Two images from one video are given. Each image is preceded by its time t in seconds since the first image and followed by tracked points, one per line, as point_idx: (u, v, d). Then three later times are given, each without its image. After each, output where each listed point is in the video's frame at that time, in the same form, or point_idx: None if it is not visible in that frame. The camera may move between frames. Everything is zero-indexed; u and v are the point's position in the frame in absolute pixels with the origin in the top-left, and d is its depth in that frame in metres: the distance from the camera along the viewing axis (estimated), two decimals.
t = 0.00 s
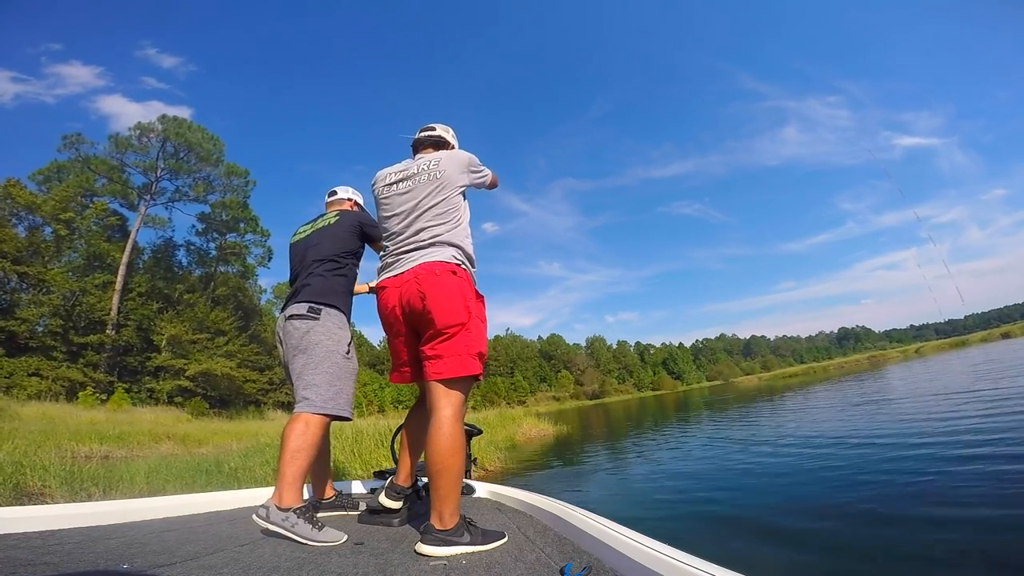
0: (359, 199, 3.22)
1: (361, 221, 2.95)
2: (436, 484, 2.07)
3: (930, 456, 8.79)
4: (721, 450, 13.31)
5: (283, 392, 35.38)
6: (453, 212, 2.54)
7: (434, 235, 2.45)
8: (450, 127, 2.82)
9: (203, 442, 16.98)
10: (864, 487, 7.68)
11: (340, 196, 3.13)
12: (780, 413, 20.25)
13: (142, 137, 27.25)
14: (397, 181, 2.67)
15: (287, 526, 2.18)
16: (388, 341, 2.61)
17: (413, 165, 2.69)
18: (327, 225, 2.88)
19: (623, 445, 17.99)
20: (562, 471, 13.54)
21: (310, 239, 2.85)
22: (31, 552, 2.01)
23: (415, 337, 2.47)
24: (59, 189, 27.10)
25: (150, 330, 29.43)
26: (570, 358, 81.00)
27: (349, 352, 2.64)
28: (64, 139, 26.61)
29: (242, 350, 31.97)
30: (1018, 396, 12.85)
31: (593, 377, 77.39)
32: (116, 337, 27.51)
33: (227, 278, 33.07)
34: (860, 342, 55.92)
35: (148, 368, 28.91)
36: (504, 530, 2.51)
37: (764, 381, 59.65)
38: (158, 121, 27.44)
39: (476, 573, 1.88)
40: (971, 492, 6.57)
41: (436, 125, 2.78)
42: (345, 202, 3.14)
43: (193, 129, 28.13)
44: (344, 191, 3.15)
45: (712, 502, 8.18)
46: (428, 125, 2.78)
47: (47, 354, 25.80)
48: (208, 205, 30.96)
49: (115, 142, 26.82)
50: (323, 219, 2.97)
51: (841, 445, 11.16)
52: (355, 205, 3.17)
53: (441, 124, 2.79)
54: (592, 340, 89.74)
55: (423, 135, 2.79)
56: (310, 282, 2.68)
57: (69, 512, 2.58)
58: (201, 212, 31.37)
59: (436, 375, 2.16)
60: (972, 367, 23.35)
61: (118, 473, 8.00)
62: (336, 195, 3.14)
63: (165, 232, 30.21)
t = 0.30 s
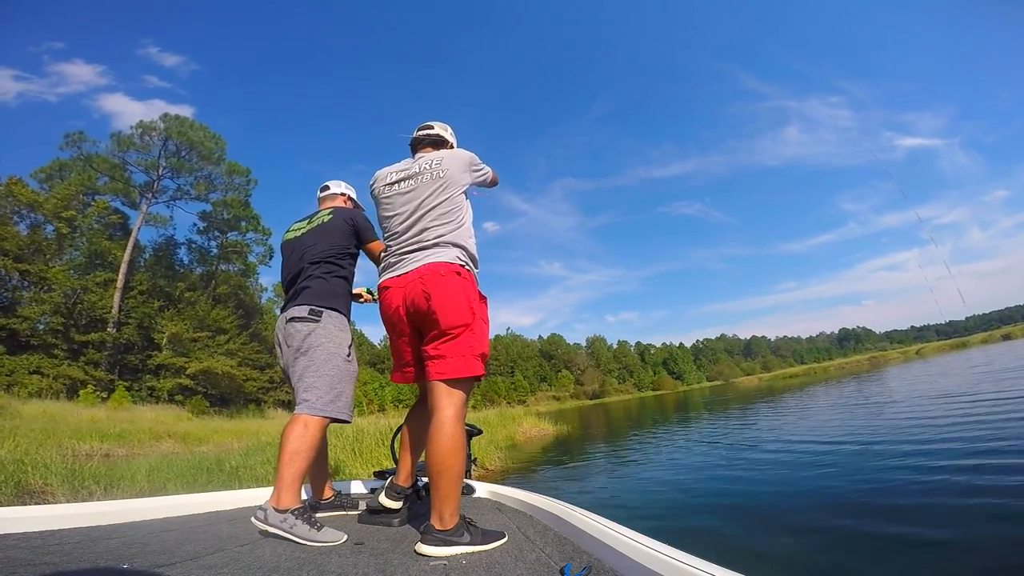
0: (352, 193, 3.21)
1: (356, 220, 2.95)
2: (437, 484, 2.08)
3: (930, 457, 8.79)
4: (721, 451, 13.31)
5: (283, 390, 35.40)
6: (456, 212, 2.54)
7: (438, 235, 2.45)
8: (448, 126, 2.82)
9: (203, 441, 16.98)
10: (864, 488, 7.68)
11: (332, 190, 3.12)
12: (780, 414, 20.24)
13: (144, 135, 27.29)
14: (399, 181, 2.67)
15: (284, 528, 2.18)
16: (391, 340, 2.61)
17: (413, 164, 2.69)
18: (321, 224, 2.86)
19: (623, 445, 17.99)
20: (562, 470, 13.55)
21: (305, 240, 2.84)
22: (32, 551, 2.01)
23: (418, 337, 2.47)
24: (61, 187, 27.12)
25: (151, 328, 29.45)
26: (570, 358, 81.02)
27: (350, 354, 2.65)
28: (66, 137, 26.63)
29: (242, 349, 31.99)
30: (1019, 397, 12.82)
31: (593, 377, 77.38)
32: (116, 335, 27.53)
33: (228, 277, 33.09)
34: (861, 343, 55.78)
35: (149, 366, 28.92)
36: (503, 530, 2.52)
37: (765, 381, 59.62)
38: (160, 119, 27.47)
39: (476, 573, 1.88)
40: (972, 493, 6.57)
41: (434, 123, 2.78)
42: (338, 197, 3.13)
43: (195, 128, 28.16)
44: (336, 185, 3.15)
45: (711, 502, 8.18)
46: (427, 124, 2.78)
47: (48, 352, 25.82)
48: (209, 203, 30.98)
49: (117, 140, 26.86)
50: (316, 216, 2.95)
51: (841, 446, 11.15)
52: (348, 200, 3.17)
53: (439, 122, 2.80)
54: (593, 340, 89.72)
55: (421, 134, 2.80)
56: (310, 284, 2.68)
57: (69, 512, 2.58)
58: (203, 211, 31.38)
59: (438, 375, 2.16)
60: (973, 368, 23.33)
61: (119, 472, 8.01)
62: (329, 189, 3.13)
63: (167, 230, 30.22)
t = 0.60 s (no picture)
0: (352, 191, 3.22)
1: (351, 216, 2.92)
2: (438, 484, 2.08)
3: (931, 458, 8.78)
4: (721, 451, 13.30)
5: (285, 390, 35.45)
6: (459, 211, 2.54)
7: (441, 234, 2.45)
8: (448, 125, 2.84)
9: (205, 440, 16.99)
10: (865, 489, 7.68)
11: (332, 187, 3.13)
12: (781, 415, 20.23)
13: (146, 134, 27.33)
14: (401, 181, 2.68)
15: (283, 529, 2.20)
16: (392, 340, 2.62)
17: (414, 163, 2.70)
18: (315, 223, 2.86)
19: (624, 445, 18.01)
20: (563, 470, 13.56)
21: (302, 240, 2.84)
22: (32, 551, 2.02)
23: (421, 336, 2.47)
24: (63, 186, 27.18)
25: (152, 327, 29.46)
26: (571, 358, 81.06)
27: (348, 355, 2.65)
28: (69, 136, 26.69)
29: (243, 348, 32.04)
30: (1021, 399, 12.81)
31: (594, 377, 77.39)
32: (118, 334, 27.56)
33: (229, 276, 33.14)
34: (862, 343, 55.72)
35: (150, 365, 28.94)
36: (503, 530, 2.52)
37: (765, 381, 59.64)
38: (162, 118, 27.50)
39: (477, 573, 1.88)
40: (971, 494, 6.58)
41: (434, 123, 2.79)
42: (337, 194, 3.14)
43: (198, 127, 28.20)
44: (337, 183, 3.16)
45: (711, 503, 8.18)
46: (426, 123, 2.79)
47: (50, 350, 25.87)
48: (211, 202, 31.03)
49: (119, 139, 26.92)
50: (314, 214, 2.95)
51: (842, 447, 11.14)
52: (348, 197, 3.18)
53: (439, 123, 2.81)
54: (593, 340, 89.65)
55: (421, 134, 2.80)
56: (309, 285, 2.69)
57: (69, 511, 2.59)
58: (204, 210, 31.42)
59: (441, 375, 2.17)
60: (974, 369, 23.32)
61: (121, 471, 8.03)
62: (329, 186, 3.14)
63: (168, 229, 30.26)
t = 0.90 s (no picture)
0: (353, 192, 3.22)
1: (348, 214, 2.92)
2: (437, 484, 2.08)
3: (932, 458, 8.77)
4: (722, 451, 13.30)
5: (285, 390, 35.49)
6: (458, 211, 2.54)
7: (441, 234, 2.45)
8: (446, 126, 2.84)
9: (206, 441, 17.01)
10: (865, 489, 7.68)
11: (333, 187, 3.13)
12: (782, 414, 20.22)
13: (146, 135, 27.33)
14: (398, 181, 2.68)
15: (283, 529, 2.20)
16: (393, 340, 2.62)
17: (412, 164, 2.71)
18: (313, 222, 2.86)
19: (625, 445, 18.02)
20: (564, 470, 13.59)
21: (298, 240, 2.84)
22: (32, 551, 2.02)
23: (421, 337, 2.48)
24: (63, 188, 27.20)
25: (153, 329, 29.38)
26: (571, 358, 81.09)
27: (349, 355, 2.65)
28: (69, 137, 26.71)
29: (244, 349, 32.05)
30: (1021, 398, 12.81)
31: (595, 377, 77.41)
32: (119, 335, 27.57)
33: (229, 277, 33.16)
34: (863, 343, 55.67)
35: (151, 366, 28.92)
36: (504, 530, 2.52)
37: (766, 381, 59.60)
38: (162, 119, 27.49)
39: (477, 573, 1.89)
40: (973, 494, 6.57)
41: (431, 123, 2.79)
42: (338, 195, 3.13)
43: (197, 128, 28.19)
44: (338, 183, 3.16)
45: (712, 503, 8.18)
46: (424, 124, 2.79)
47: (51, 352, 25.90)
48: (211, 203, 31.03)
49: (119, 141, 26.93)
50: (311, 214, 2.95)
51: (842, 447, 11.13)
52: (348, 198, 3.17)
53: (437, 123, 2.82)
54: (594, 340, 89.65)
55: (419, 134, 2.80)
56: (307, 286, 2.68)
57: (68, 511, 2.59)
58: (205, 211, 31.42)
59: (442, 375, 2.17)
60: (976, 368, 23.29)
61: (123, 472, 8.04)
62: (330, 186, 3.14)
63: (169, 230, 30.28)
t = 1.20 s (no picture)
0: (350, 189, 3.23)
1: (349, 214, 2.92)
2: (438, 484, 2.08)
3: (933, 457, 8.77)
4: (723, 451, 13.30)
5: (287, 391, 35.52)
6: (457, 212, 2.54)
7: (440, 234, 2.46)
8: (446, 125, 2.84)
9: (207, 442, 17.01)
10: (866, 488, 7.68)
11: (332, 184, 3.12)
12: (783, 413, 20.24)
13: (146, 136, 27.36)
14: (398, 181, 2.69)
15: (288, 527, 2.18)
16: (394, 340, 2.62)
17: (412, 163, 2.71)
18: (314, 218, 2.84)
19: (626, 445, 18.03)
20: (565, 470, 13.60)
21: (298, 236, 2.82)
22: (32, 551, 2.03)
23: (422, 337, 2.48)
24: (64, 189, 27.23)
25: (154, 330, 29.29)
26: (572, 358, 81.09)
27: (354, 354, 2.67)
28: (69, 139, 26.74)
29: (245, 350, 32.05)
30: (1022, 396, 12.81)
31: (596, 377, 77.44)
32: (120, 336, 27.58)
33: (230, 278, 33.19)
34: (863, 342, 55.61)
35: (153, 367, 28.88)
36: (503, 530, 2.52)
37: (767, 380, 59.59)
38: (162, 121, 27.51)
39: (476, 573, 1.89)
40: (974, 493, 6.57)
41: (432, 123, 2.80)
42: (336, 192, 3.13)
43: (197, 129, 28.20)
44: (337, 180, 3.15)
45: (713, 502, 8.19)
46: (424, 124, 2.80)
47: (53, 353, 25.92)
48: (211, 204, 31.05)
49: (119, 142, 26.96)
50: (309, 210, 2.93)
51: (843, 446, 11.14)
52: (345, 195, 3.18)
53: (437, 122, 2.82)
54: (594, 340, 89.60)
55: (420, 134, 2.81)
56: (311, 284, 2.68)
57: (69, 511, 2.59)
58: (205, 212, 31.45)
59: (442, 375, 2.17)
60: (977, 367, 23.28)
61: (125, 472, 8.05)
62: (328, 182, 3.13)
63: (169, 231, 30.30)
